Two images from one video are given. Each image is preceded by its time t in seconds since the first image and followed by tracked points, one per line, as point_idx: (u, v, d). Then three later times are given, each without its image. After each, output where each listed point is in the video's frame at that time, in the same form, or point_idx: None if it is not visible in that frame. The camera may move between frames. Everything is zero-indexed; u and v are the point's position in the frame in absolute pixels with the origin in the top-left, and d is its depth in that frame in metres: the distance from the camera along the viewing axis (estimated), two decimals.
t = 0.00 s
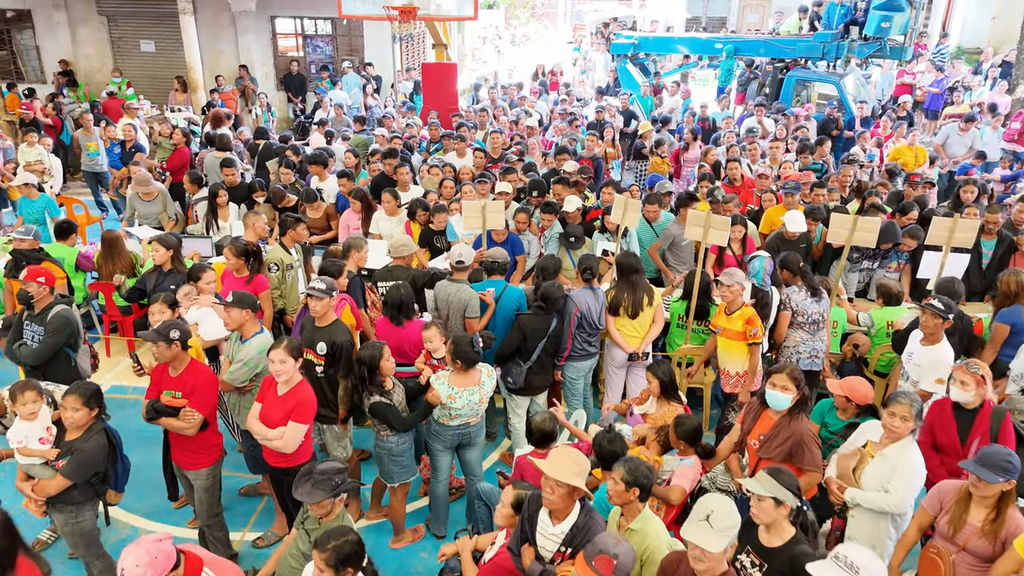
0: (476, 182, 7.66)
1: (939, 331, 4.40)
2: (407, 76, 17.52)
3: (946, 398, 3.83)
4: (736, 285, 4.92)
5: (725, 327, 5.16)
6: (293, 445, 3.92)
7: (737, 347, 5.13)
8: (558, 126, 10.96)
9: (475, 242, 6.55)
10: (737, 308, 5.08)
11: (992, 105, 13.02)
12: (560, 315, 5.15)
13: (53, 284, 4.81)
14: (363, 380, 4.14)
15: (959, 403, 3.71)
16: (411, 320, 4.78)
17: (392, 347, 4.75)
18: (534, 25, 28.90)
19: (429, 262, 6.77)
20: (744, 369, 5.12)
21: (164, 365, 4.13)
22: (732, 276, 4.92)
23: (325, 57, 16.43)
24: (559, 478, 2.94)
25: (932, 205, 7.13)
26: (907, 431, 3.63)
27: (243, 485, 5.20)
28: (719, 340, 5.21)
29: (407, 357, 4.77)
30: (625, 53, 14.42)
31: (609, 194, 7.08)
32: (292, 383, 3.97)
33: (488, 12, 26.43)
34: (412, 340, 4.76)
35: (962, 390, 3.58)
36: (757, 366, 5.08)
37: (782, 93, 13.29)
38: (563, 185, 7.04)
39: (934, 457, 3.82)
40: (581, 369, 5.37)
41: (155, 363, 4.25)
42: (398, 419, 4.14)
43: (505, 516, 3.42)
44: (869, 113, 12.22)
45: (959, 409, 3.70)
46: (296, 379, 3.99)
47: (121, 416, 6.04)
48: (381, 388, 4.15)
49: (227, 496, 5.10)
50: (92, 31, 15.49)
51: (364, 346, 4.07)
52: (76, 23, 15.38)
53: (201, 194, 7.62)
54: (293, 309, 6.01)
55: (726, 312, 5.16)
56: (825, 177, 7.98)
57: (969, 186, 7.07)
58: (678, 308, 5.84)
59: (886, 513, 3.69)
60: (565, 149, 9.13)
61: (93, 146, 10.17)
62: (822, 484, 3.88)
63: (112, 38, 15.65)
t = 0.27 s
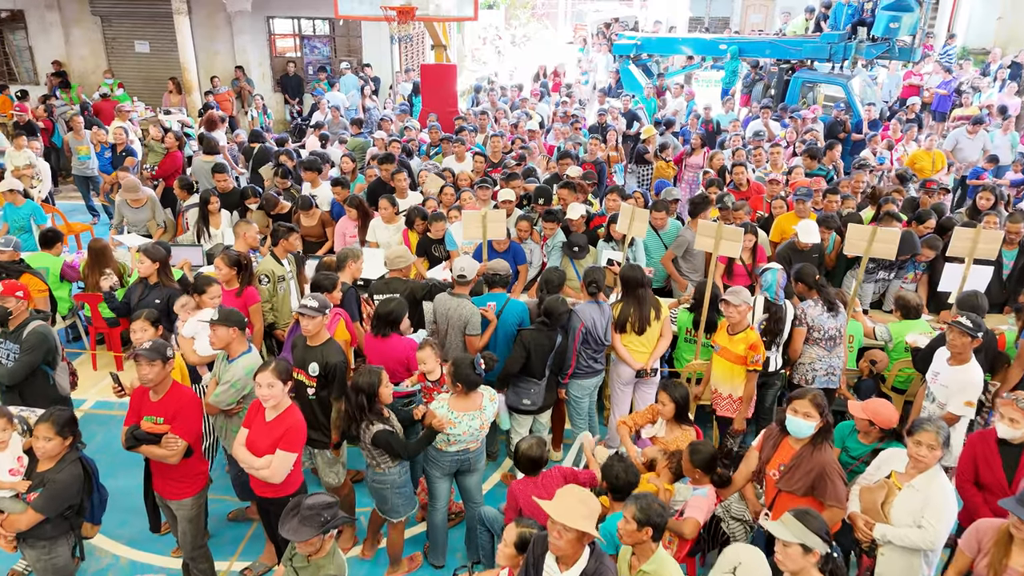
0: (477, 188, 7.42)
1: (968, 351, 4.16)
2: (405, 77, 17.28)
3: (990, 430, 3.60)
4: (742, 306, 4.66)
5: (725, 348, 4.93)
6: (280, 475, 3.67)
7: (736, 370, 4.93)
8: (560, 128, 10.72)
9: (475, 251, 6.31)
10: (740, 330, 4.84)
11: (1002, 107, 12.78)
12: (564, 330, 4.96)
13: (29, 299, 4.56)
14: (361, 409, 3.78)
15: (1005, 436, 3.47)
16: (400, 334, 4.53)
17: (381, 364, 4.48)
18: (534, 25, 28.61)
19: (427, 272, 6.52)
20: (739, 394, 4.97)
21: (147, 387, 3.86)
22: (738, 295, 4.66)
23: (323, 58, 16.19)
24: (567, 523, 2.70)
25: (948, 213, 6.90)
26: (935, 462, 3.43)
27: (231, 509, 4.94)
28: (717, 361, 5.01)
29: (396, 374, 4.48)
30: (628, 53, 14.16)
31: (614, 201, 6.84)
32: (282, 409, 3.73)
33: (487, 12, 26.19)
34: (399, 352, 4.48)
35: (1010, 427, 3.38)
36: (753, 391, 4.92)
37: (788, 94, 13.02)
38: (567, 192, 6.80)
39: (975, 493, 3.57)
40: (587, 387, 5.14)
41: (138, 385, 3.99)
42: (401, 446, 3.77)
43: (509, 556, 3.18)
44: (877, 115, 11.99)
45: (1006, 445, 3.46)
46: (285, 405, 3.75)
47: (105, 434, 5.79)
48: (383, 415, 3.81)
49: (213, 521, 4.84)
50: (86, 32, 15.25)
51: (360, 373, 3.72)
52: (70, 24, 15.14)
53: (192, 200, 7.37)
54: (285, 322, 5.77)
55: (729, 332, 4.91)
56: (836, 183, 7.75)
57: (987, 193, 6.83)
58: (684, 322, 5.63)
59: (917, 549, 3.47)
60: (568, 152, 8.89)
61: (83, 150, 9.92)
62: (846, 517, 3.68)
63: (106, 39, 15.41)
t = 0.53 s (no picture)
0: (476, 194, 7.22)
1: (996, 370, 3.95)
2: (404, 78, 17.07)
3: None
4: (749, 323, 4.46)
5: (731, 367, 4.71)
6: (269, 504, 3.44)
7: (740, 391, 4.71)
8: (561, 131, 10.51)
9: (476, 260, 6.10)
10: (746, 348, 4.63)
11: (1011, 108, 12.58)
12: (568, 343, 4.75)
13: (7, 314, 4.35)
14: (356, 437, 3.51)
15: None
16: (390, 350, 4.26)
17: (371, 386, 4.18)
18: (535, 26, 28.36)
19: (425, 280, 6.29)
20: (741, 417, 4.76)
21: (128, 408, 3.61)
22: (746, 312, 4.45)
23: (321, 58, 15.98)
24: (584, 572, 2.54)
25: (962, 220, 6.69)
26: (964, 493, 3.22)
27: (219, 533, 4.73)
28: (721, 380, 4.80)
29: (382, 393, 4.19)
30: (630, 54, 13.94)
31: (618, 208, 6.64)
32: (271, 434, 3.50)
33: (487, 12, 25.98)
34: (388, 370, 4.20)
35: None
36: (755, 414, 4.69)
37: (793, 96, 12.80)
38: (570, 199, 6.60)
39: (1014, 531, 3.36)
40: (592, 404, 4.93)
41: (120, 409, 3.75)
42: (402, 476, 3.49)
43: None
44: (884, 116, 11.78)
45: None
46: (274, 429, 3.52)
47: (92, 449, 5.59)
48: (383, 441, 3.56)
49: (200, 545, 4.63)
50: (80, 32, 15.04)
51: (353, 400, 3.46)
52: (64, 25, 14.93)
53: (184, 206, 7.17)
54: (276, 335, 5.59)
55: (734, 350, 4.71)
56: (845, 189, 7.54)
57: (1002, 199, 6.63)
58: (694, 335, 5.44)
59: None
60: (570, 156, 8.69)
61: (74, 153, 9.70)
62: (868, 548, 3.45)
63: (100, 39, 15.19)
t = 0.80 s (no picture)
0: (476, 200, 6.98)
1: None
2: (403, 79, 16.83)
3: None
4: (757, 342, 4.25)
5: (739, 390, 4.49)
6: (252, 542, 3.20)
7: (755, 415, 4.51)
8: (563, 134, 10.27)
9: (477, 272, 5.87)
10: (756, 369, 4.42)
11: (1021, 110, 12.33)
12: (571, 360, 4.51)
13: None
14: (346, 474, 3.23)
15: None
16: (380, 370, 4.01)
17: (356, 403, 3.99)
18: (535, 26, 28.08)
19: (425, 292, 6.08)
20: (755, 441, 4.56)
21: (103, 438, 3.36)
22: (754, 331, 4.24)
23: (318, 59, 15.73)
24: None
25: (981, 228, 6.45)
26: (1004, 532, 2.97)
27: (204, 561, 4.48)
28: (730, 404, 4.58)
29: (370, 415, 4.02)
30: (633, 55, 13.67)
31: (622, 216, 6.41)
32: (256, 466, 3.25)
33: (487, 12, 25.74)
34: (376, 391, 3.97)
35: None
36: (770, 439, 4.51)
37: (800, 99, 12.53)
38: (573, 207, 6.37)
39: None
40: (599, 424, 4.69)
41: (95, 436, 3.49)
42: (400, 513, 3.25)
43: None
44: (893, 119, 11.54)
45: None
46: (260, 461, 3.27)
47: (74, 469, 5.35)
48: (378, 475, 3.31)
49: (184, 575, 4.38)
50: (74, 33, 14.79)
51: (342, 433, 3.19)
52: (57, 25, 14.69)
53: (174, 214, 6.93)
54: (265, 351, 5.38)
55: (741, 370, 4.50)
56: (858, 195, 7.30)
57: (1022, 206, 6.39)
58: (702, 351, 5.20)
59: None
60: (572, 161, 8.46)
61: (64, 157, 9.45)
62: None
63: (94, 39, 14.94)
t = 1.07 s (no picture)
0: (476, 208, 6.76)
1: None
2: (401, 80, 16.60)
3: None
4: (769, 360, 3.99)
5: (749, 411, 4.21)
6: None
7: (766, 437, 4.24)
8: (565, 137, 10.05)
9: (478, 283, 5.65)
10: (767, 390, 4.16)
11: None
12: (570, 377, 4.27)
13: None
14: (339, 521, 2.98)
15: None
16: (367, 393, 3.78)
17: (342, 428, 3.77)
18: (535, 26, 27.83)
19: (423, 304, 5.88)
20: (765, 464, 4.28)
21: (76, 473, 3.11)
22: (766, 349, 3.99)
23: (315, 60, 15.50)
24: None
25: (999, 237, 6.23)
26: None
27: None
28: (738, 426, 4.28)
29: (357, 443, 3.79)
30: (635, 56, 13.44)
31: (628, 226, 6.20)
32: (235, 504, 3.04)
33: (487, 12, 25.50)
34: (360, 417, 3.74)
35: None
36: (785, 461, 4.26)
37: (805, 101, 12.32)
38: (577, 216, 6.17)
39: None
40: (606, 448, 4.46)
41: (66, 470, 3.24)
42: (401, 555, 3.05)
43: None
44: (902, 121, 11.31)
45: None
46: (240, 499, 3.06)
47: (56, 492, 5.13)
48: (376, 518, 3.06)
49: None
50: (67, 33, 14.55)
51: (333, 478, 2.95)
52: (49, 26, 14.45)
53: (162, 223, 6.70)
54: (257, 367, 5.13)
55: (750, 390, 4.23)
56: (870, 202, 7.08)
57: None
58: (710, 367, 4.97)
59: None
60: (574, 166, 8.24)
61: (53, 161, 9.21)
62: None
63: (87, 40, 14.70)
